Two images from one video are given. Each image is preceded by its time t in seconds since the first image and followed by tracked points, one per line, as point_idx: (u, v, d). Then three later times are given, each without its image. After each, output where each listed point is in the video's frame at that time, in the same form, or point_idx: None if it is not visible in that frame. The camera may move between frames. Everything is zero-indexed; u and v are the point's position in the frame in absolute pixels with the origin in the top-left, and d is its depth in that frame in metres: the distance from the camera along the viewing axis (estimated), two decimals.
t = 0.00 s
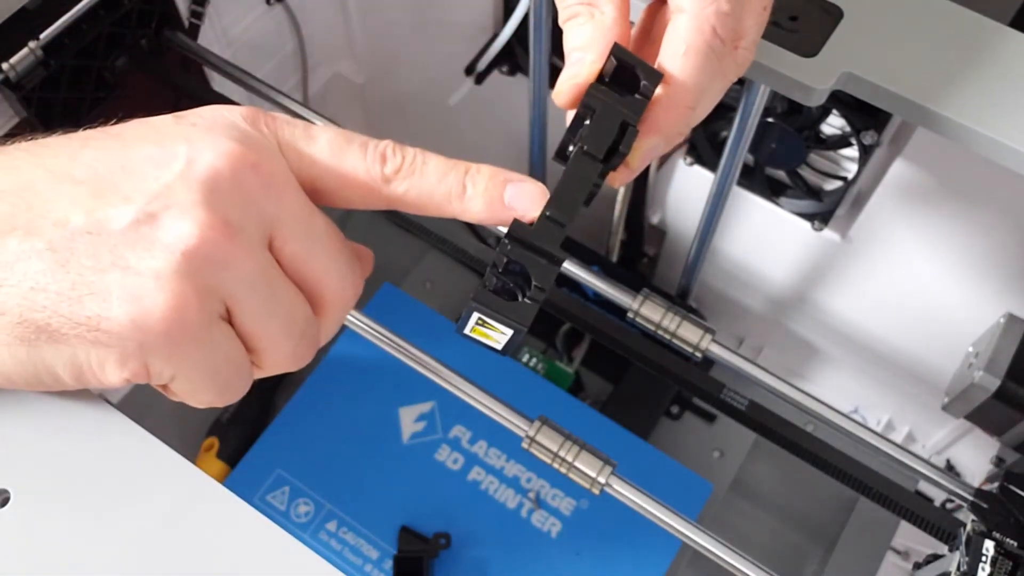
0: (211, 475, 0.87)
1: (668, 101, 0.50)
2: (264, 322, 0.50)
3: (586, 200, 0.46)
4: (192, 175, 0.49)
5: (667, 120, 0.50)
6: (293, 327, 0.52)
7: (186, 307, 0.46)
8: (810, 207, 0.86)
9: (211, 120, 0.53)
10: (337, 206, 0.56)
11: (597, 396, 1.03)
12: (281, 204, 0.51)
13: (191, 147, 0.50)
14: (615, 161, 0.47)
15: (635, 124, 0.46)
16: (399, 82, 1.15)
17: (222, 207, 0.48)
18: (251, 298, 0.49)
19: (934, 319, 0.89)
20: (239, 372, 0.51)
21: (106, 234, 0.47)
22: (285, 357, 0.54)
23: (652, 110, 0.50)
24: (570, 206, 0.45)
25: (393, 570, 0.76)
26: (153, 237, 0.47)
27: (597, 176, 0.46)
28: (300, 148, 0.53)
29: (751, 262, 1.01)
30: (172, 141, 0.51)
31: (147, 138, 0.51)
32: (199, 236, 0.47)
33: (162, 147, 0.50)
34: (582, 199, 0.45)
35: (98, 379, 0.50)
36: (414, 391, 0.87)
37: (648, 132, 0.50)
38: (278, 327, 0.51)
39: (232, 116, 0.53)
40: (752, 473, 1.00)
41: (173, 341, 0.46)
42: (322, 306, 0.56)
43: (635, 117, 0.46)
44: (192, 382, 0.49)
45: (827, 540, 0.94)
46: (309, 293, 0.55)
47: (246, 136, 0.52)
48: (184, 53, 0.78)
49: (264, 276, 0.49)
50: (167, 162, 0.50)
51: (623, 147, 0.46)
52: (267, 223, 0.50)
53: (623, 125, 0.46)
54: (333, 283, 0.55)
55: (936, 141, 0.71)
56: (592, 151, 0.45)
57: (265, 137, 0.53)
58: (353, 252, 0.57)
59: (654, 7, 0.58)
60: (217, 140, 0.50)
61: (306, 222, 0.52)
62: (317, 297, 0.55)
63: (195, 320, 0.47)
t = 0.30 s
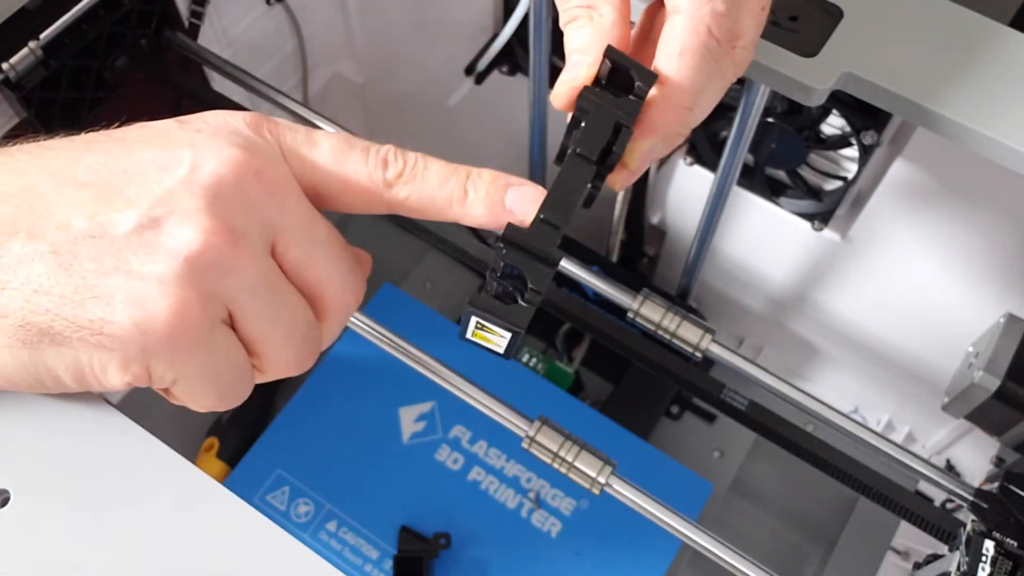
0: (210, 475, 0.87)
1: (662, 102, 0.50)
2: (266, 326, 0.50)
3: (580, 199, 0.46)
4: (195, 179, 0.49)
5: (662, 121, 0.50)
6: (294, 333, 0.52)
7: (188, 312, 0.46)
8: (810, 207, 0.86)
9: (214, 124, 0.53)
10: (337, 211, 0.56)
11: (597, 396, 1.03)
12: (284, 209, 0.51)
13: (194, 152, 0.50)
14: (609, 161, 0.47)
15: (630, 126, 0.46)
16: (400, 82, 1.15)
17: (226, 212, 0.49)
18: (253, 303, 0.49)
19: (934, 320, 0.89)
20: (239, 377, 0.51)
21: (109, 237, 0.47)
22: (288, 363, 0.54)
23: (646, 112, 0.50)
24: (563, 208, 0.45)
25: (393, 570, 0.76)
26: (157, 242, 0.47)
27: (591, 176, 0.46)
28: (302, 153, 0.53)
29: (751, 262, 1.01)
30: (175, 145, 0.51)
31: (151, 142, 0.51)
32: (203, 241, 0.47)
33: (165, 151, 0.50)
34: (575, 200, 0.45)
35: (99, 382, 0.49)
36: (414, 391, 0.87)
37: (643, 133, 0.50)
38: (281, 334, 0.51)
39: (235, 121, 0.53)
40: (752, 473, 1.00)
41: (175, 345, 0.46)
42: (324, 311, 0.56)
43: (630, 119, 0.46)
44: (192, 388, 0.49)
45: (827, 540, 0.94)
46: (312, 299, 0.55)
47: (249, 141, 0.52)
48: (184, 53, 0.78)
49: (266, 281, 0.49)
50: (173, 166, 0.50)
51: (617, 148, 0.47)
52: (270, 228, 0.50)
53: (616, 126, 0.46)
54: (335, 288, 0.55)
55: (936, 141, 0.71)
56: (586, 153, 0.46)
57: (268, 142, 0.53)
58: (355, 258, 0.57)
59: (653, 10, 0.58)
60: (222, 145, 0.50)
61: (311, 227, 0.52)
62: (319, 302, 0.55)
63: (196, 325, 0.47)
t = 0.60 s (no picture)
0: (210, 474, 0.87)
1: (661, 104, 0.50)
2: (266, 329, 0.50)
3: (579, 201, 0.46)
4: (193, 183, 0.49)
5: (662, 122, 0.50)
6: (295, 334, 0.52)
7: (188, 316, 0.46)
8: (810, 207, 0.86)
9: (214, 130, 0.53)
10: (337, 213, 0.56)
11: (597, 396, 1.03)
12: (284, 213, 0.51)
13: (194, 156, 0.50)
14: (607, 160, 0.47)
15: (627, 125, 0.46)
16: (400, 82, 1.15)
17: (225, 217, 0.49)
18: (253, 307, 0.49)
19: (934, 320, 0.89)
20: (241, 379, 0.51)
21: (110, 242, 0.47)
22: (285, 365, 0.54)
23: (645, 114, 0.50)
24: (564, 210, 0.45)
25: (393, 570, 0.76)
26: (157, 246, 0.47)
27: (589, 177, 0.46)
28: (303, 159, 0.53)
29: (751, 262, 1.01)
30: (174, 150, 0.51)
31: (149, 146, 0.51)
32: (202, 246, 0.47)
33: (164, 155, 0.50)
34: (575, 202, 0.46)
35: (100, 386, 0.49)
36: (415, 391, 0.87)
37: (643, 134, 0.50)
38: (282, 336, 0.52)
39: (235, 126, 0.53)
40: (752, 473, 1.00)
41: (174, 350, 0.46)
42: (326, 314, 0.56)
43: (627, 118, 0.46)
44: (193, 391, 0.49)
45: (828, 540, 0.94)
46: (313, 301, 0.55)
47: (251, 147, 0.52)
48: (184, 53, 0.78)
49: (266, 285, 0.49)
50: (171, 170, 0.50)
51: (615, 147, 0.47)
52: (272, 235, 0.50)
53: (615, 125, 0.46)
54: (336, 291, 0.55)
55: (937, 140, 0.71)
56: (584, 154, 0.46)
57: (269, 146, 0.53)
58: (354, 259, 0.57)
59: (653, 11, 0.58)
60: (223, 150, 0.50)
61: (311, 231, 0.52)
62: (321, 305, 0.55)
63: (196, 330, 0.47)
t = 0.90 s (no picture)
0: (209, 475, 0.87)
1: (651, 98, 0.50)
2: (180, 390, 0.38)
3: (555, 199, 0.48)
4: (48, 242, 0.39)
5: (653, 116, 0.50)
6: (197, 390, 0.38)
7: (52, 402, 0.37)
8: (810, 207, 0.86)
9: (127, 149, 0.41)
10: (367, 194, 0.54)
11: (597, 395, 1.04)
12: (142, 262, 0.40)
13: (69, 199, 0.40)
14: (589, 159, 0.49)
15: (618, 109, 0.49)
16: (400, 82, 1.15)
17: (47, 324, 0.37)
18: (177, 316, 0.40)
19: (933, 321, 0.89)
20: (235, 455, 0.39)
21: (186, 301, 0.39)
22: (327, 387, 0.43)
23: (633, 109, 0.50)
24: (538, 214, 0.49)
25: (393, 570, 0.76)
26: None
27: (567, 172, 0.49)
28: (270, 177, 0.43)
29: (751, 261, 1.01)
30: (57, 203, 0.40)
31: (12, 175, 0.40)
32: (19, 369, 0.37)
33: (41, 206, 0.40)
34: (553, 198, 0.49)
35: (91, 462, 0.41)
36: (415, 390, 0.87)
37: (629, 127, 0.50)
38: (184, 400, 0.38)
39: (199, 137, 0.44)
40: (752, 473, 1.00)
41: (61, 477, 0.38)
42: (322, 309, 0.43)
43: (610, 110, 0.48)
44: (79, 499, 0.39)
45: (827, 541, 0.94)
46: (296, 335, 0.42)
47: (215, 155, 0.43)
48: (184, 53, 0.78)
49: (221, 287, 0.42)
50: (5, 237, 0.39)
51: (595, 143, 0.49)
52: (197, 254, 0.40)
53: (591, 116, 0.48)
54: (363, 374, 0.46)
55: (937, 140, 0.71)
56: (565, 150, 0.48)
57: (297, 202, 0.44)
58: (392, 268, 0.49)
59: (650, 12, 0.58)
60: (184, 162, 0.42)
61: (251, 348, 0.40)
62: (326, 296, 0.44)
63: (86, 416, 0.37)
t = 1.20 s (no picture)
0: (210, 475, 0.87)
1: (609, 92, 0.49)
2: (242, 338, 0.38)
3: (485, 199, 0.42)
4: (95, 215, 0.37)
5: (612, 111, 0.49)
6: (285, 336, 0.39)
7: (134, 385, 0.37)
8: (810, 207, 0.85)
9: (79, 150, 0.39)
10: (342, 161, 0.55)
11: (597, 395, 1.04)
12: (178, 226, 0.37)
13: (74, 190, 0.38)
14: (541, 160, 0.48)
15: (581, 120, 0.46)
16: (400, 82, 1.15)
17: (95, 318, 0.37)
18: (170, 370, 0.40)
19: (934, 321, 0.89)
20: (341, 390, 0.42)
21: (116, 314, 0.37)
22: (378, 322, 0.40)
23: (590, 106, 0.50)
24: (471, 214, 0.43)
25: (394, 570, 0.76)
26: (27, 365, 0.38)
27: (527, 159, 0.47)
28: (221, 165, 0.38)
29: (751, 261, 1.01)
30: (76, 188, 0.38)
31: None
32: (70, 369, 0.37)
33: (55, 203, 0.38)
34: (483, 200, 0.42)
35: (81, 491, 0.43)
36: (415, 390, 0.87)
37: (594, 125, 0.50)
38: (312, 330, 0.39)
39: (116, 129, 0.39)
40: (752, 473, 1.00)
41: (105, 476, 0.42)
42: (363, 225, 0.39)
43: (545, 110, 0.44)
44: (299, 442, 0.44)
45: (827, 541, 0.94)
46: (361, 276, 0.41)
47: (143, 150, 0.38)
48: (184, 53, 0.78)
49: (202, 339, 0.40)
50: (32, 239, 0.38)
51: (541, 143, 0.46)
52: (221, 212, 0.38)
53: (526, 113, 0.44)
54: (411, 262, 0.39)
55: (938, 140, 0.71)
56: (498, 145, 0.43)
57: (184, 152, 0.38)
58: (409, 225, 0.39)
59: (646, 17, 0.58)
60: (126, 140, 0.38)
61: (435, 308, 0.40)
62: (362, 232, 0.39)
63: (155, 394, 0.38)
